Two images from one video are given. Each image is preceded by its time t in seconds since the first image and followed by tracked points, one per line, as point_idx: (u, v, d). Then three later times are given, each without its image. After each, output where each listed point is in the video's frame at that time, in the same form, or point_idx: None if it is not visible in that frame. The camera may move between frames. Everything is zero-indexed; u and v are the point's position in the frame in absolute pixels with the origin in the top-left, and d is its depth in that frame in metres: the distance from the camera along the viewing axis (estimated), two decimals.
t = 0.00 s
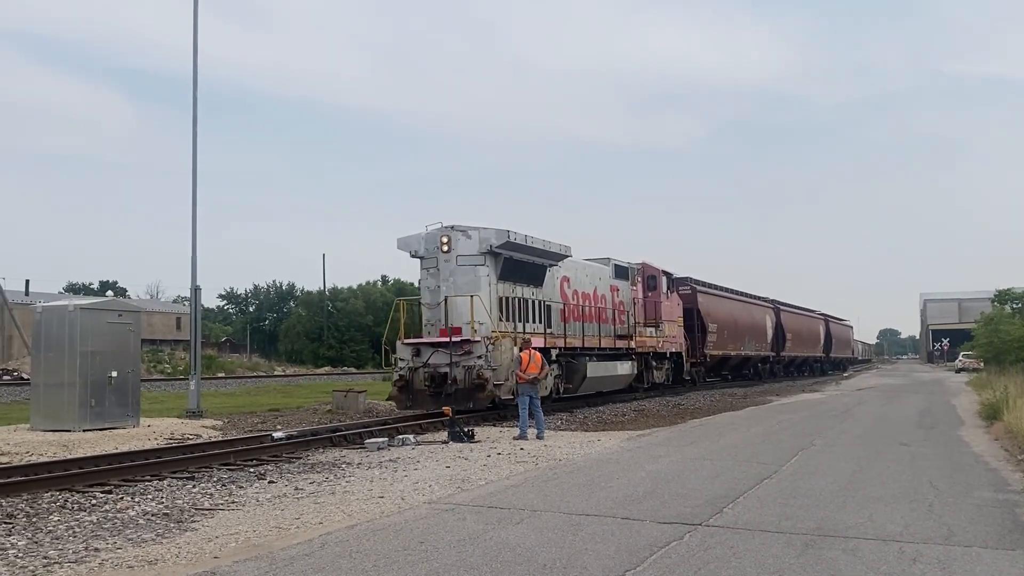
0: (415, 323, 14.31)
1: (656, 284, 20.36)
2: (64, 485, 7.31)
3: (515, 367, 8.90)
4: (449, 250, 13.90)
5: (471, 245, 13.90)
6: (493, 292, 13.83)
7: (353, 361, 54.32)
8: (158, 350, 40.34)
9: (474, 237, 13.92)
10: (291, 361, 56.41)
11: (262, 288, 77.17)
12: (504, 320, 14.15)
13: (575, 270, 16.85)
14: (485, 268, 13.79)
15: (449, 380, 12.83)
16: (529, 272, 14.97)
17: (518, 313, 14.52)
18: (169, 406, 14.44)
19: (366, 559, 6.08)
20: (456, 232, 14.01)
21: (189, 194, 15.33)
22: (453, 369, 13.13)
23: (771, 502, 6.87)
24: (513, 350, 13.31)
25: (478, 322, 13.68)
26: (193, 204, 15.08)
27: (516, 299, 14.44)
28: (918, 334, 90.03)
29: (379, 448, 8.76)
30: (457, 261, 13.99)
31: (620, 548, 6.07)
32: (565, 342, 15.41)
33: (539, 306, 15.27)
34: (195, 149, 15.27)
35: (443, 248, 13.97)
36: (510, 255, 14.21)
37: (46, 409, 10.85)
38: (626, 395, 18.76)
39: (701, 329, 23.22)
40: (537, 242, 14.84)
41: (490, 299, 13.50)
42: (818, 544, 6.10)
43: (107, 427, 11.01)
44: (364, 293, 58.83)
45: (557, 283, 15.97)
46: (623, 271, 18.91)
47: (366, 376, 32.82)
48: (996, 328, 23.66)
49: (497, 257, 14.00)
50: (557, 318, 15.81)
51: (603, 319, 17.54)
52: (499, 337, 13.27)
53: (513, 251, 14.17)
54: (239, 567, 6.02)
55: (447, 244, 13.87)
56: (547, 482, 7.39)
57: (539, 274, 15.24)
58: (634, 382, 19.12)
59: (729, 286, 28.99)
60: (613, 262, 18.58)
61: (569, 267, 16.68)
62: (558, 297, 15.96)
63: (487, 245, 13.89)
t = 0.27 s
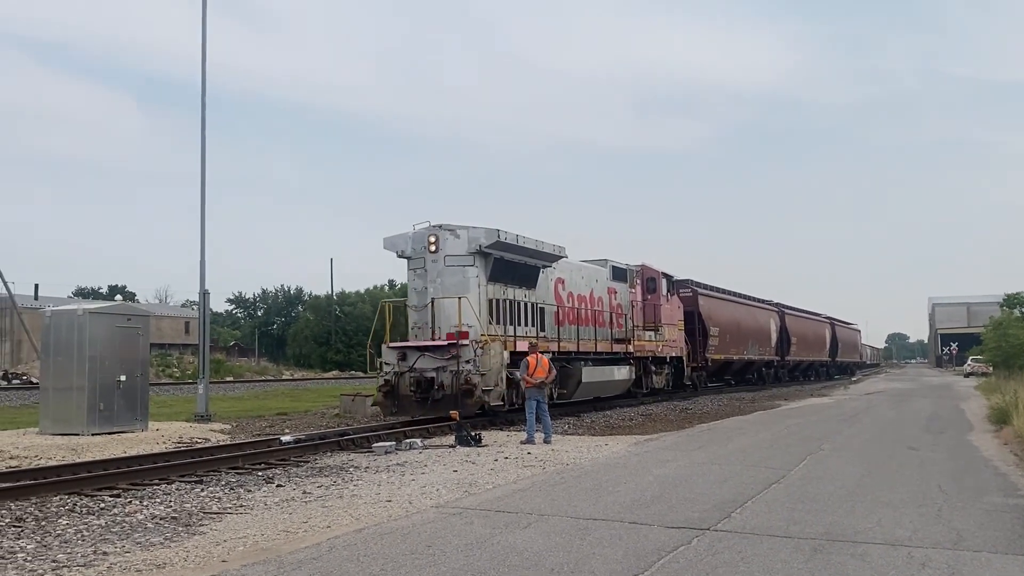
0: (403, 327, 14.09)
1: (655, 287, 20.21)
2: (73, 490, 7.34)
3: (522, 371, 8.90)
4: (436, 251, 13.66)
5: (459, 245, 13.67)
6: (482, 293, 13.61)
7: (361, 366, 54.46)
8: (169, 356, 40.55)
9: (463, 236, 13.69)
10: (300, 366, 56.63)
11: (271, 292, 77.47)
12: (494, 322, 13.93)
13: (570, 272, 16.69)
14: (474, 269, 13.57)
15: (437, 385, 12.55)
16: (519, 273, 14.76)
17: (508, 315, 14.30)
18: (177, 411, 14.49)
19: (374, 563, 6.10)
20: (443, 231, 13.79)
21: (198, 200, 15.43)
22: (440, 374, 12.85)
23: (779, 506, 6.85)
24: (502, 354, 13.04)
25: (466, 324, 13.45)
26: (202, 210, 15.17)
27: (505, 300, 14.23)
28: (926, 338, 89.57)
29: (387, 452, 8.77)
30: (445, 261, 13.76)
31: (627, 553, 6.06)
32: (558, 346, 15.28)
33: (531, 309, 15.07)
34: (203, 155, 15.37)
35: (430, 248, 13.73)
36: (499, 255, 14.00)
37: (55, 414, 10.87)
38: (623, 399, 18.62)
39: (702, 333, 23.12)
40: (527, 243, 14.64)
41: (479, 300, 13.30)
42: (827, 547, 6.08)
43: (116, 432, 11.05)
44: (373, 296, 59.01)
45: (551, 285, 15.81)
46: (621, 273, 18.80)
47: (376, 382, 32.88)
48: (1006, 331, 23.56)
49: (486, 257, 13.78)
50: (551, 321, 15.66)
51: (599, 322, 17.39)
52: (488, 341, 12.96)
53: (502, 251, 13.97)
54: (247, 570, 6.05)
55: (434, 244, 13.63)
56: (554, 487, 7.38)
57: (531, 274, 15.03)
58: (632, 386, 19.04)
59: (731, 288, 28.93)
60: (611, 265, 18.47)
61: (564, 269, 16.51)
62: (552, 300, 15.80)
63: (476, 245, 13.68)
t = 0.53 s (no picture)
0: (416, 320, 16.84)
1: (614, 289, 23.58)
2: (202, 440, 10.40)
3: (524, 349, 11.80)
4: (447, 260, 16.51)
5: (465, 256, 16.56)
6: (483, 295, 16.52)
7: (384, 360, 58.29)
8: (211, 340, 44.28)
9: (468, 249, 16.61)
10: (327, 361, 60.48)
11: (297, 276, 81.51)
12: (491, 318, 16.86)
13: (550, 276, 19.85)
14: (477, 275, 16.46)
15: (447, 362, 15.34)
16: (511, 278, 17.77)
17: (503, 312, 17.25)
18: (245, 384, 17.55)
19: (419, 485, 8.99)
20: (452, 245, 16.68)
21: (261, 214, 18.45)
22: (451, 352, 15.63)
23: (709, 444, 9.60)
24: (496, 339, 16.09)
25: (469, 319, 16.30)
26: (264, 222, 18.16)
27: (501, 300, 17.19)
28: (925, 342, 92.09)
29: (425, 408, 11.66)
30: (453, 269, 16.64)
31: (597, 475, 8.87)
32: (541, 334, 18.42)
33: (519, 306, 18.12)
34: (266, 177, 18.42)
35: (442, 259, 16.60)
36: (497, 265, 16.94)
37: (195, 378, 14.95)
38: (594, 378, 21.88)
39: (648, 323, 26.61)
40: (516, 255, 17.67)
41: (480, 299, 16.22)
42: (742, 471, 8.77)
43: (238, 392, 15.13)
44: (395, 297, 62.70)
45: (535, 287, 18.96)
46: (588, 277, 22.18)
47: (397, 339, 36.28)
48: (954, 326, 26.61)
49: (486, 265, 16.70)
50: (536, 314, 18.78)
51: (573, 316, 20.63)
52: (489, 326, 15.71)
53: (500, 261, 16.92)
54: (328, 489, 8.99)
55: (445, 255, 16.50)
56: (548, 431, 10.21)
57: (519, 280, 18.03)
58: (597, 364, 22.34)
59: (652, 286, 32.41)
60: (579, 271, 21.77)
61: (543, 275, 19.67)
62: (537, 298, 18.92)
63: (478, 257, 16.60)
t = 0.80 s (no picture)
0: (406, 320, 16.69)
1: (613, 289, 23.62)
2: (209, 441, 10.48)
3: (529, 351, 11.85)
4: (436, 260, 16.27)
5: (455, 256, 16.32)
6: (474, 295, 16.35)
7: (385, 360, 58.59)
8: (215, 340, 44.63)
9: (458, 249, 16.36)
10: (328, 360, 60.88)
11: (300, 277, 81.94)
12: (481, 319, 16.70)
13: (545, 276, 19.82)
14: (467, 275, 16.24)
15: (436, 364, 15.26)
16: (502, 278, 17.62)
17: (493, 312, 17.10)
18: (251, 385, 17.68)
19: (424, 486, 9.07)
20: (443, 244, 16.45)
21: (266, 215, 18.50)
22: (439, 355, 15.56)
23: (712, 446, 9.65)
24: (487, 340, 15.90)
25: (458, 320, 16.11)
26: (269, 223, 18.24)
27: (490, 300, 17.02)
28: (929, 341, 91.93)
29: (430, 410, 11.74)
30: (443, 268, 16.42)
31: (602, 477, 8.91)
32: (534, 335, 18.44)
33: (509, 306, 18.02)
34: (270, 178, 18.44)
35: (431, 258, 16.34)
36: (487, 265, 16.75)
37: (202, 380, 15.06)
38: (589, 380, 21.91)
39: (647, 324, 26.66)
40: (509, 254, 17.54)
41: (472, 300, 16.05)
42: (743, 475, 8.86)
43: (246, 394, 15.25)
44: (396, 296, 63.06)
45: (529, 287, 18.92)
46: (585, 278, 22.20)
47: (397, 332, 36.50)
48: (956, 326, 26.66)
49: (476, 265, 16.49)
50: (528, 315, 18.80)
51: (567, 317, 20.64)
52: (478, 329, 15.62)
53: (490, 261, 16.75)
54: (336, 491, 9.07)
55: (434, 255, 16.24)
56: (552, 433, 10.27)
57: (510, 279, 17.82)
58: (593, 366, 22.36)
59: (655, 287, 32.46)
60: (576, 271, 21.81)
61: (538, 274, 19.64)
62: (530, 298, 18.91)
63: (468, 256, 16.39)
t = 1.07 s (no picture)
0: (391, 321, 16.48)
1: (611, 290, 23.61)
2: (214, 445, 10.48)
3: (535, 353, 11.85)
4: (423, 259, 16.11)
5: (442, 254, 16.16)
6: (462, 295, 16.16)
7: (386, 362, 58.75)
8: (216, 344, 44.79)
9: (445, 247, 16.18)
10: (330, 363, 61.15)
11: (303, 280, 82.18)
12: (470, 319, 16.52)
13: (538, 276, 19.74)
14: (454, 274, 16.06)
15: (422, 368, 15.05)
16: (491, 277, 17.46)
17: (482, 313, 16.92)
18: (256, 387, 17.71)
19: (430, 489, 9.06)
20: (430, 243, 16.30)
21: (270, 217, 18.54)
22: (424, 358, 15.35)
23: (718, 449, 9.62)
24: (475, 343, 15.68)
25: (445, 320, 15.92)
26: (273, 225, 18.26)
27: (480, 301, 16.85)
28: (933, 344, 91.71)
29: (436, 412, 11.74)
30: (431, 267, 16.26)
31: (609, 479, 8.88)
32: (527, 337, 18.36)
33: (500, 306, 17.85)
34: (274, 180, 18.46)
35: (417, 257, 16.19)
36: (476, 263, 16.58)
37: (209, 383, 15.09)
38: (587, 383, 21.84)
39: (647, 327, 26.65)
40: (499, 252, 17.39)
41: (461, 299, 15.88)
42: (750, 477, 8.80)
43: (252, 396, 15.29)
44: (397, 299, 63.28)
45: (521, 287, 18.84)
46: (582, 278, 22.20)
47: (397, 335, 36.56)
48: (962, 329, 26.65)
49: (464, 264, 16.32)
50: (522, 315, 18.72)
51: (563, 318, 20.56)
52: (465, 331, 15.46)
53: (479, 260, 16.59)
54: (341, 493, 9.07)
55: (421, 254, 16.08)
56: (558, 436, 10.26)
57: (501, 278, 17.65)
58: (592, 368, 22.30)
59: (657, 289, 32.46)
60: (573, 271, 21.78)
61: (532, 274, 19.59)
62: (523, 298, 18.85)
63: (456, 255, 16.23)
